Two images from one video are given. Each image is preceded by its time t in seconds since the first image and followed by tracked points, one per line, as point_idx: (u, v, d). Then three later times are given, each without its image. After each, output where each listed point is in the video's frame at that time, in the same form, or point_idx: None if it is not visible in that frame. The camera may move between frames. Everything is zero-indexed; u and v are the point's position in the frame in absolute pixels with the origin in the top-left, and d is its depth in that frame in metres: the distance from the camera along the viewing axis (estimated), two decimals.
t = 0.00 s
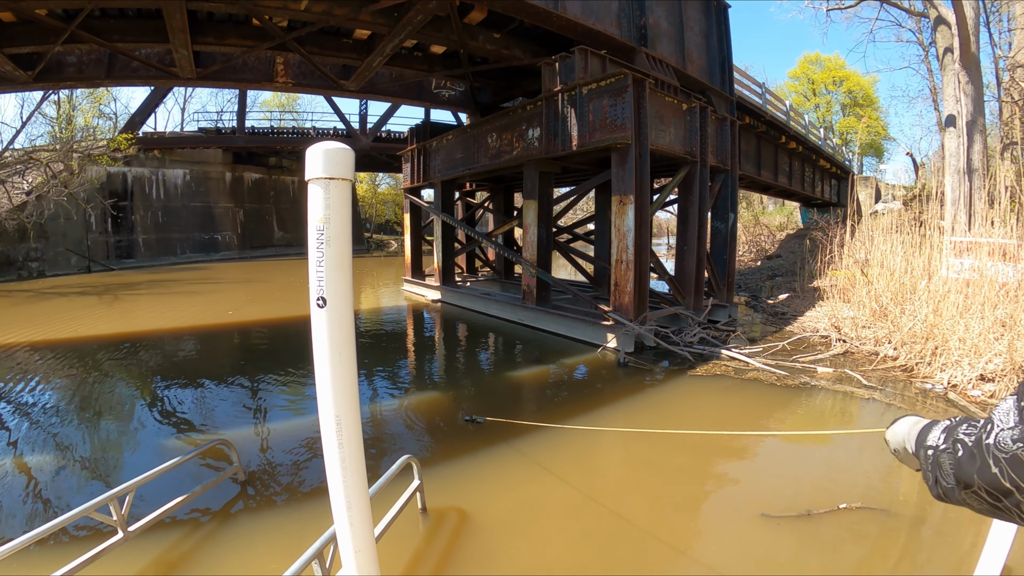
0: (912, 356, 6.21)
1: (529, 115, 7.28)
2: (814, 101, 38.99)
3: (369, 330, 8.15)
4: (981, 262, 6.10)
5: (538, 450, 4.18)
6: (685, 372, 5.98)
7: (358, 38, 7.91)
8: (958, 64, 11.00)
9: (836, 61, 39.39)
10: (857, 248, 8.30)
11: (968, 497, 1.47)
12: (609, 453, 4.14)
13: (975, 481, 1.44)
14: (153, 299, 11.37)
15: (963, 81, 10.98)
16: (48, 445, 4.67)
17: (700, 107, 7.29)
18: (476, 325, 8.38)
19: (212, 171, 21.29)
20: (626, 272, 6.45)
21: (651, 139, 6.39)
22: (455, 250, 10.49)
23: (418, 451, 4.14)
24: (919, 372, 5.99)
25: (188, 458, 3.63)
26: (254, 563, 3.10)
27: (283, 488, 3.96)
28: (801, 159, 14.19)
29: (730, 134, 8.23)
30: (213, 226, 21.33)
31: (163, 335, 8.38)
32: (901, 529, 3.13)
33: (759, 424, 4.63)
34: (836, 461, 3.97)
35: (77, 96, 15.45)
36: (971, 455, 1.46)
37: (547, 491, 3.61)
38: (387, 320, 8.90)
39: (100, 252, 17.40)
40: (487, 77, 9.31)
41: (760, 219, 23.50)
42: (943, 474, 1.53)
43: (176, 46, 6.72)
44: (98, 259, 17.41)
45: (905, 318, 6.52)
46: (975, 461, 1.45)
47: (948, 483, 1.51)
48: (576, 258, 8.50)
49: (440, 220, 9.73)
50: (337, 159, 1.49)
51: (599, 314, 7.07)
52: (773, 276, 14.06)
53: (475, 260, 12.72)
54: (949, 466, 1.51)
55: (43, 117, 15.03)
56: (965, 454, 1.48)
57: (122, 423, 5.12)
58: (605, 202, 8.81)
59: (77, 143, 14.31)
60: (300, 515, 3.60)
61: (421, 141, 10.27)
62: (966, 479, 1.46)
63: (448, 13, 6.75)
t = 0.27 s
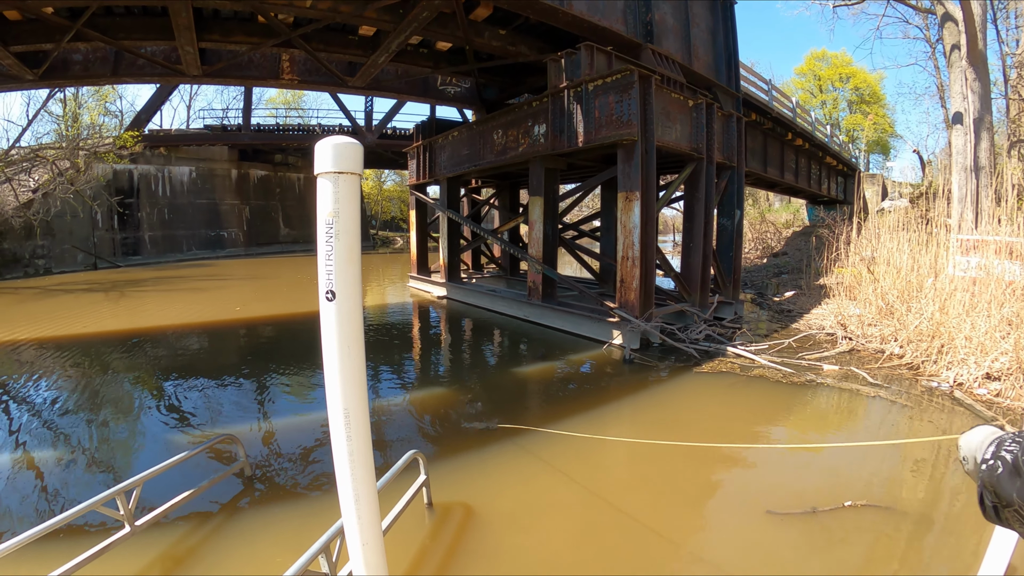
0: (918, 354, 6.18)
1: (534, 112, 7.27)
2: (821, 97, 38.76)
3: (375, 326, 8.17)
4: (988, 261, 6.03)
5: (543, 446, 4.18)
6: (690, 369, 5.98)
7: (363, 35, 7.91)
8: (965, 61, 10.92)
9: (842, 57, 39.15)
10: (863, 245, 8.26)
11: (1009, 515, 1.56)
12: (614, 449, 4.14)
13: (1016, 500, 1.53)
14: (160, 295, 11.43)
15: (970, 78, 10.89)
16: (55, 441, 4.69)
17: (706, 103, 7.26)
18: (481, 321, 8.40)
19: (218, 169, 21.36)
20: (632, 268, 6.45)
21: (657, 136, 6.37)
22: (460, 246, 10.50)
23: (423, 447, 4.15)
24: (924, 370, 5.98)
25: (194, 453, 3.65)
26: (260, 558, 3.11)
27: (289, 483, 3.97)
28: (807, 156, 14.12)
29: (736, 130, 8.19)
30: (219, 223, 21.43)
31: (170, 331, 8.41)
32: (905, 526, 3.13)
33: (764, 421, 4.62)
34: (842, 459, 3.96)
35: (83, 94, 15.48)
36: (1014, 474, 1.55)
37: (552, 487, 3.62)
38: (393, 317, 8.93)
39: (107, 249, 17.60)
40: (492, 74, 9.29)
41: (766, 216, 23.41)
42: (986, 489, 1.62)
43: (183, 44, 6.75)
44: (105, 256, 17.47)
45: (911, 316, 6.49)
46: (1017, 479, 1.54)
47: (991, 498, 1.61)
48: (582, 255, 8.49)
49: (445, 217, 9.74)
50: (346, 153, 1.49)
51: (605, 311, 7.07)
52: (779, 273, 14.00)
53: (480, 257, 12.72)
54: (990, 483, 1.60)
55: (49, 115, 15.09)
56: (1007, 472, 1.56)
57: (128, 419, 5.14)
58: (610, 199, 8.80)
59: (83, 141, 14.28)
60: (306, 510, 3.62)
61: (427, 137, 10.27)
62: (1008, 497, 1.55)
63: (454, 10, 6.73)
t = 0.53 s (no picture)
0: (924, 352, 6.14)
1: (539, 108, 7.26)
2: (826, 95, 38.57)
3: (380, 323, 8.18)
4: (994, 259, 5.96)
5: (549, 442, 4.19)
6: (695, 366, 5.97)
7: (368, 32, 7.91)
8: (971, 58, 10.84)
9: (848, 54, 38.94)
10: (869, 243, 8.23)
11: None
12: (620, 446, 4.14)
13: None
14: (165, 292, 11.48)
15: (977, 75, 10.82)
16: (61, 436, 4.72)
17: (712, 100, 7.24)
18: (486, 318, 8.42)
19: (223, 166, 21.42)
20: (638, 265, 6.44)
21: (663, 133, 6.36)
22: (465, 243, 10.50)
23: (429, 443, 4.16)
24: (930, 368, 5.96)
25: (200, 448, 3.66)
26: (266, 552, 3.12)
27: (295, 478, 3.99)
28: (812, 154, 14.07)
29: (742, 128, 8.17)
30: (224, 220, 21.52)
31: (175, 328, 8.43)
32: (909, 523, 3.12)
33: (769, 418, 4.61)
34: (848, 457, 3.95)
35: (88, 92, 15.51)
36: None
37: (558, 483, 3.63)
38: (398, 314, 8.94)
39: (113, 246, 17.72)
40: (497, 71, 9.29)
41: (771, 214, 23.34)
42: None
43: (188, 41, 6.76)
44: (110, 254, 17.51)
45: (916, 314, 6.46)
46: None
47: None
48: (587, 252, 8.48)
49: (451, 214, 9.74)
50: (355, 146, 1.49)
51: (611, 308, 7.07)
52: (785, 271, 13.94)
53: (485, 254, 12.73)
54: None
55: (55, 113, 15.15)
56: None
57: (134, 415, 5.17)
58: (616, 195, 8.79)
59: (89, 138, 14.23)
60: (312, 505, 3.63)
61: (432, 134, 10.28)
62: None
63: (460, 6, 6.73)
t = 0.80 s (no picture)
0: (928, 351, 6.12)
1: (544, 105, 7.25)
2: (832, 92, 38.38)
3: (384, 320, 8.20)
4: (1000, 258, 5.99)
5: (553, 439, 4.20)
6: (700, 363, 5.96)
7: (373, 29, 7.92)
8: (978, 56, 10.76)
9: (854, 51, 38.71)
10: (875, 241, 8.20)
11: None
12: (624, 443, 4.15)
13: None
14: (170, 289, 11.52)
15: (983, 73, 10.75)
16: (66, 433, 4.74)
17: (717, 97, 7.23)
18: (491, 315, 8.43)
19: (228, 163, 21.47)
20: (642, 262, 6.43)
21: (668, 130, 6.35)
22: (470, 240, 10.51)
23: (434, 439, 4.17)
24: (935, 366, 5.93)
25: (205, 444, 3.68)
26: (270, 547, 3.13)
27: (299, 474, 4.00)
28: (818, 151, 14.02)
29: (747, 125, 8.14)
30: (229, 217, 21.61)
31: (180, 325, 8.46)
32: (912, 521, 3.11)
33: (773, 416, 4.60)
34: (851, 455, 3.94)
35: (93, 90, 15.55)
36: None
37: (562, 479, 3.63)
38: (402, 310, 8.96)
39: (118, 243, 17.74)
40: (502, 67, 9.29)
41: (777, 211, 23.27)
42: None
43: (193, 39, 6.78)
44: (115, 251, 17.56)
45: (922, 312, 6.43)
46: None
47: None
48: (592, 249, 8.47)
49: (455, 211, 9.75)
50: (361, 141, 1.49)
51: (615, 305, 7.07)
52: (790, 269, 13.90)
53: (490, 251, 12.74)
54: None
55: (60, 111, 15.21)
56: None
57: (139, 411, 5.19)
58: (621, 193, 8.78)
59: (94, 136, 14.23)
60: (316, 501, 3.64)
61: (436, 131, 10.28)
62: None
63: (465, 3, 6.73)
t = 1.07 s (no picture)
0: (933, 350, 6.07)
1: (549, 102, 7.24)
2: (838, 89, 38.23)
3: (389, 317, 8.21)
4: (1005, 257, 5.93)
5: (557, 436, 4.21)
6: (704, 361, 5.96)
7: (377, 26, 7.92)
8: (983, 53, 10.69)
9: (860, 48, 38.53)
10: (880, 239, 8.16)
11: None
12: (628, 440, 4.15)
13: None
14: (175, 287, 11.56)
15: (989, 71, 10.68)
16: (72, 429, 4.77)
17: (722, 94, 7.21)
18: (495, 312, 8.44)
19: (233, 161, 21.52)
20: (647, 259, 6.43)
21: (673, 126, 6.34)
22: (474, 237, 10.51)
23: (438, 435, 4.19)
24: (940, 365, 5.89)
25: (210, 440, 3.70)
26: (273, 543, 3.14)
27: (304, 470, 4.01)
28: (824, 149, 13.96)
29: (752, 121, 8.12)
30: (234, 214, 21.67)
31: (186, 322, 8.49)
32: (915, 519, 3.11)
33: (777, 414, 4.59)
34: (855, 453, 3.92)
35: (97, 88, 15.58)
36: None
37: (565, 475, 3.64)
38: (407, 307, 8.97)
39: (122, 240, 17.76)
40: (506, 64, 9.30)
41: (782, 209, 23.21)
42: None
43: (198, 36, 6.80)
44: (121, 248, 17.60)
45: (927, 311, 6.41)
46: None
47: None
48: (597, 246, 8.46)
49: (460, 208, 9.76)
50: (365, 138, 1.49)
51: (620, 302, 7.07)
52: (795, 267, 13.85)
53: (494, 248, 12.73)
54: None
55: (65, 109, 15.25)
56: None
57: (145, 408, 5.21)
58: (626, 189, 8.77)
59: (98, 134, 14.42)
60: (321, 497, 3.65)
61: (441, 128, 10.29)
62: None
63: None
